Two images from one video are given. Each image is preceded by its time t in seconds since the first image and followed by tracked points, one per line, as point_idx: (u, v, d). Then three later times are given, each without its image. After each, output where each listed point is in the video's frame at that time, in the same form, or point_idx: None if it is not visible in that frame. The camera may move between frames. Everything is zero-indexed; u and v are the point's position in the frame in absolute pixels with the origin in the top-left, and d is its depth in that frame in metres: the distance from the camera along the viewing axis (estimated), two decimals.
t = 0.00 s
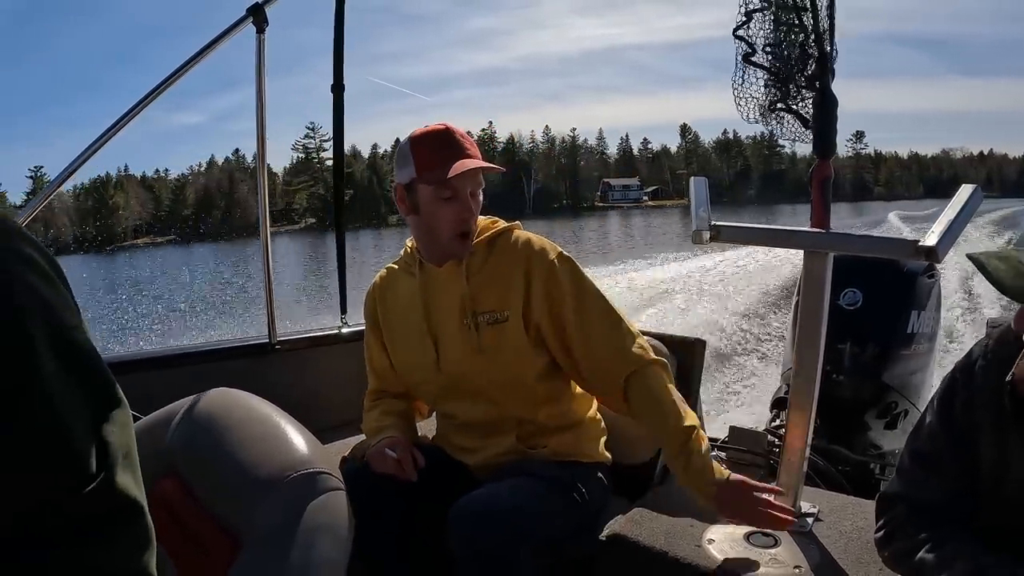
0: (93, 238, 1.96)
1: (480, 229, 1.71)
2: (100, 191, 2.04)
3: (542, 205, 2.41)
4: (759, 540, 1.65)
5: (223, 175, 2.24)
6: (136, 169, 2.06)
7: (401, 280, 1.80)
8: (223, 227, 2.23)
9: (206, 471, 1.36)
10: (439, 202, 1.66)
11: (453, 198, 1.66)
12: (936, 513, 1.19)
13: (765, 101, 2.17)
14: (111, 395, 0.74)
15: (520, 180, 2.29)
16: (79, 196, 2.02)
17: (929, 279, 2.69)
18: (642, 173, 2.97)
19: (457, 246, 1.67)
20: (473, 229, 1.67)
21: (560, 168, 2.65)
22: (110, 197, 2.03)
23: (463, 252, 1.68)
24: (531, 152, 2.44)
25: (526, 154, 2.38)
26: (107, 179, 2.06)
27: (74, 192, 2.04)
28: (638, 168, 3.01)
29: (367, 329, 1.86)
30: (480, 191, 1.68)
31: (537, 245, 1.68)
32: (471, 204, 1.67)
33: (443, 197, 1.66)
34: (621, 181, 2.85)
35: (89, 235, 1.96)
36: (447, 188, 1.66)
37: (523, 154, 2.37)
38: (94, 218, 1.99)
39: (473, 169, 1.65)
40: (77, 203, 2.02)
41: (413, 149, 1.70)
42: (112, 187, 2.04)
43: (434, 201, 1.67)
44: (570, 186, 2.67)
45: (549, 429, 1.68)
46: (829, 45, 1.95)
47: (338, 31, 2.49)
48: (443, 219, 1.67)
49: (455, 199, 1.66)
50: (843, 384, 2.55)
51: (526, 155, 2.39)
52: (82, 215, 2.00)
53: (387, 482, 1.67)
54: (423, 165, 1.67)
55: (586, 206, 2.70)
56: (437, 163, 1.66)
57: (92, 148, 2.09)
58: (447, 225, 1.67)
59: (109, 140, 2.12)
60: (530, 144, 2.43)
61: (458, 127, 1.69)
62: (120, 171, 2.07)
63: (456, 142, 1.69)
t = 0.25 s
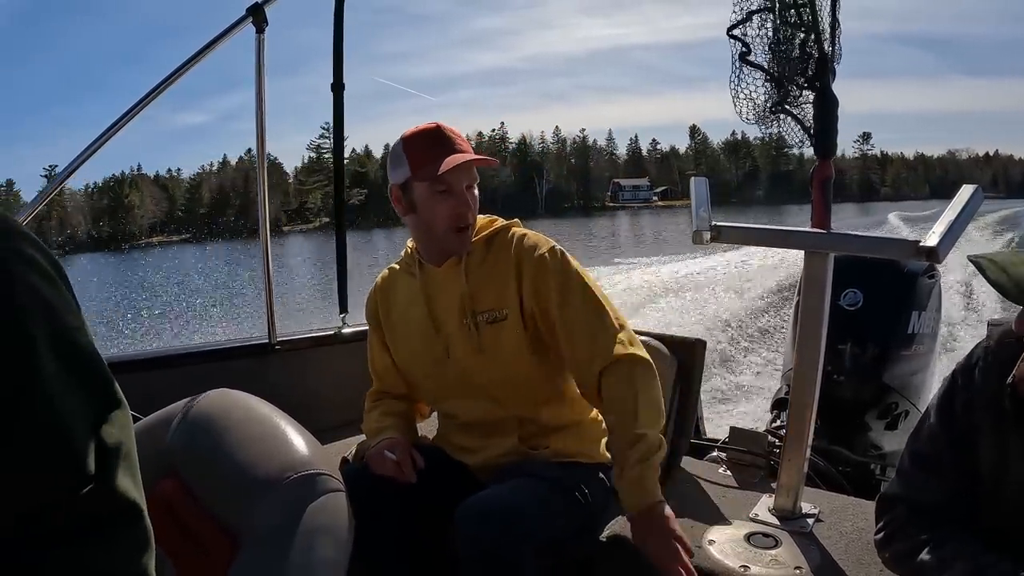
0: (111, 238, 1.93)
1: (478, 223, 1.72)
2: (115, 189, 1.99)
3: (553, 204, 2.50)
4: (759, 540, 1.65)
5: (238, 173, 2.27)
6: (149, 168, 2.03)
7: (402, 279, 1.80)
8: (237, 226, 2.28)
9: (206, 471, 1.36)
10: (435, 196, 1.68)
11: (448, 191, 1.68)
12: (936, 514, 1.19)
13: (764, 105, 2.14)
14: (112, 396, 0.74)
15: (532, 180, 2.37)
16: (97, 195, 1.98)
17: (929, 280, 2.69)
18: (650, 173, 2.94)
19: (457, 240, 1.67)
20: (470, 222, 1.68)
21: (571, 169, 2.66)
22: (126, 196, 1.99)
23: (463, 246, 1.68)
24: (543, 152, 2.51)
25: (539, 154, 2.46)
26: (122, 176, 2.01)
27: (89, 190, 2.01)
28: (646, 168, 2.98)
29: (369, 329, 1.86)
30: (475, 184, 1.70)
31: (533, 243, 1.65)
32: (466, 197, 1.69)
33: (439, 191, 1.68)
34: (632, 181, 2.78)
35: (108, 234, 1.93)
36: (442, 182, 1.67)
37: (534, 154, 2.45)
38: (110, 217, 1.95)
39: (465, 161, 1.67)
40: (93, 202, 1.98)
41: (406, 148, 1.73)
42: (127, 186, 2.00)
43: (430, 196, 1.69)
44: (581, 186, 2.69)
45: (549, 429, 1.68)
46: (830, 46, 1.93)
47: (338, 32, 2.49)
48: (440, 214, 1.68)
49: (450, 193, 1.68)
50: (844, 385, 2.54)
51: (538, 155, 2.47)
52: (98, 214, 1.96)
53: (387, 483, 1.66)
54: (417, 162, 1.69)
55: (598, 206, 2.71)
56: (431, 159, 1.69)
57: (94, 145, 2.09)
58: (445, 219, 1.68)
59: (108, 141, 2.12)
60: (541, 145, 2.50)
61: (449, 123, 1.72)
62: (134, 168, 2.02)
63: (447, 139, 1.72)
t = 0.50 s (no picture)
0: (126, 236, 2.12)
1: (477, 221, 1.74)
2: (130, 188, 2.16)
3: (565, 204, 2.70)
4: (764, 541, 1.65)
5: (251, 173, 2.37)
6: (161, 168, 2.22)
7: (403, 281, 1.81)
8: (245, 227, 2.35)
9: (210, 473, 1.36)
10: (432, 194, 1.71)
11: (444, 190, 1.71)
12: (939, 514, 1.19)
13: (763, 105, 2.14)
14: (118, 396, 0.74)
15: (544, 180, 2.63)
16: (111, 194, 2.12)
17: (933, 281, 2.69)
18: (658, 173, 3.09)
19: (454, 238, 1.69)
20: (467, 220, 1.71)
21: (581, 169, 2.81)
22: (141, 194, 2.18)
23: (461, 243, 1.70)
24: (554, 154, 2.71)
25: (550, 154, 2.69)
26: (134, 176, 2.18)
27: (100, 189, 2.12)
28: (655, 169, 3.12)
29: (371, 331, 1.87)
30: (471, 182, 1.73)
31: (532, 244, 1.66)
32: (462, 195, 1.71)
33: (435, 190, 1.71)
34: (642, 181, 2.93)
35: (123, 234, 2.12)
36: (438, 180, 1.70)
37: (546, 155, 2.68)
38: (124, 216, 2.14)
39: (460, 159, 1.70)
40: (105, 200, 2.12)
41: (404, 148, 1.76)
42: (140, 185, 2.18)
43: (427, 195, 1.72)
44: (592, 187, 2.85)
45: (548, 431, 1.68)
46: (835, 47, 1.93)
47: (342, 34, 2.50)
48: (436, 213, 1.71)
49: (446, 191, 1.71)
50: (847, 385, 2.55)
51: (550, 156, 2.70)
52: (113, 212, 2.13)
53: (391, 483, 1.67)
54: (413, 162, 1.73)
55: (606, 206, 2.86)
56: (427, 159, 1.72)
57: (104, 142, 2.11)
58: (441, 218, 1.70)
59: (113, 143, 2.14)
60: (547, 150, 2.65)
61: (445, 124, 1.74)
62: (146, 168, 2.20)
63: (443, 139, 1.74)
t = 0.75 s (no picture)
0: (140, 234, 2.12)
1: (474, 220, 1.74)
2: (144, 187, 2.15)
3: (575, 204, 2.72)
4: (766, 544, 1.64)
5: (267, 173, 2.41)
6: (173, 167, 2.20)
7: (405, 282, 1.80)
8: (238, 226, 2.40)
9: (207, 478, 1.35)
10: (427, 191, 1.71)
11: (439, 186, 1.70)
12: (942, 517, 1.17)
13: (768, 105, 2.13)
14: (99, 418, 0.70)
15: (554, 179, 2.67)
16: (125, 193, 2.12)
17: (935, 281, 2.68)
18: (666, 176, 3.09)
19: (450, 237, 1.70)
20: (462, 218, 1.70)
21: (591, 169, 2.84)
22: (155, 194, 2.17)
23: (453, 241, 1.70)
24: (563, 152, 2.78)
25: (559, 154, 2.75)
26: (148, 175, 2.17)
27: (113, 189, 2.12)
28: (663, 169, 3.13)
29: (373, 333, 1.85)
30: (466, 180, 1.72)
31: (537, 245, 1.65)
32: (457, 192, 1.71)
33: (429, 188, 1.71)
34: (651, 181, 2.97)
35: (139, 233, 2.11)
36: (435, 177, 1.70)
37: (556, 155, 2.73)
38: (139, 216, 2.13)
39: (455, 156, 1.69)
40: (118, 200, 2.12)
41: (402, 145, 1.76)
42: (155, 185, 2.17)
43: (423, 191, 1.71)
44: (601, 186, 2.85)
45: (550, 433, 1.67)
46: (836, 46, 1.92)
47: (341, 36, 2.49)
48: (432, 210, 1.70)
49: (441, 187, 1.70)
50: (850, 387, 2.53)
51: (559, 157, 2.74)
52: (128, 212, 2.13)
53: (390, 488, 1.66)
54: (410, 159, 1.72)
55: (616, 206, 2.86)
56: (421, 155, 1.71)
57: (106, 142, 2.12)
58: (437, 215, 1.70)
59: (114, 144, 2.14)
60: (564, 147, 2.79)
61: (444, 122, 1.73)
62: (160, 167, 2.19)
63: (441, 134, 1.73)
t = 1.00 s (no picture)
0: (155, 233, 2.26)
1: (481, 219, 1.74)
2: (159, 186, 2.29)
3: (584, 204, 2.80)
4: (769, 545, 1.64)
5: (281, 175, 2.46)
6: (185, 167, 2.33)
7: (417, 281, 1.81)
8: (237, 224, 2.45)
9: (212, 481, 1.36)
10: (434, 188, 1.72)
11: (445, 184, 1.72)
12: (944, 519, 1.18)
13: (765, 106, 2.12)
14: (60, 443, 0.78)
15: (566, 180, 2.71)
16: (139, 192, 2.24)
17: (937, 283, 2.68)
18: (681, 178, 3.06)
19: (453, 234, 1.71)
20: (468, 216, 1.71)
21: (601, 170, 3.00)
22: (169, 192, 2.31)
23: (455, 238, 1.71)
24: (574, 153, 2.86)
25: (569, 155, 2.83)
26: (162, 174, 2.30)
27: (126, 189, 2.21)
28: (670, 172, 3.23)
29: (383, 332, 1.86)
30: (475, 178, 1.73)
31: (549, 248, 1.66)
32: (462, 190, 1.72)
33: (434, 185, 1.73)
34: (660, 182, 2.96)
35: (150, 230, 2.25)
36: (442, 175, 1.72)
37: (567, 157, 2.80)
38: (154, 214, 2.27)
39: (463, 155, 1.70)
40: (131, 199, 2.23)
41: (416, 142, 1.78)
42: (168, 184, 2.31)
43: (428, 189, 1.74)
44: (612, 186, 3.06)
45: (556, 436, 1.67)
46: (838, 48, 1.95)
47: (343, 39, 2.50)
48: (437, 207, 1.72)
49: (448, 185, 1.72)
50: (852, 388, 2.53)
51: (569, 158, 2.81)
52: (141, 210, 2.26)
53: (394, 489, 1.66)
54: (421, 157, 1.74)
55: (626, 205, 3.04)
56: (431, 152, 1.72)
57: (112, 142, 2.13)
58: (440, 212, 1.72)
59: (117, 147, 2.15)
60: (569, 149, 2.82)
61: (459, 120, 1.74)
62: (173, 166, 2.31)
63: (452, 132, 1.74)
